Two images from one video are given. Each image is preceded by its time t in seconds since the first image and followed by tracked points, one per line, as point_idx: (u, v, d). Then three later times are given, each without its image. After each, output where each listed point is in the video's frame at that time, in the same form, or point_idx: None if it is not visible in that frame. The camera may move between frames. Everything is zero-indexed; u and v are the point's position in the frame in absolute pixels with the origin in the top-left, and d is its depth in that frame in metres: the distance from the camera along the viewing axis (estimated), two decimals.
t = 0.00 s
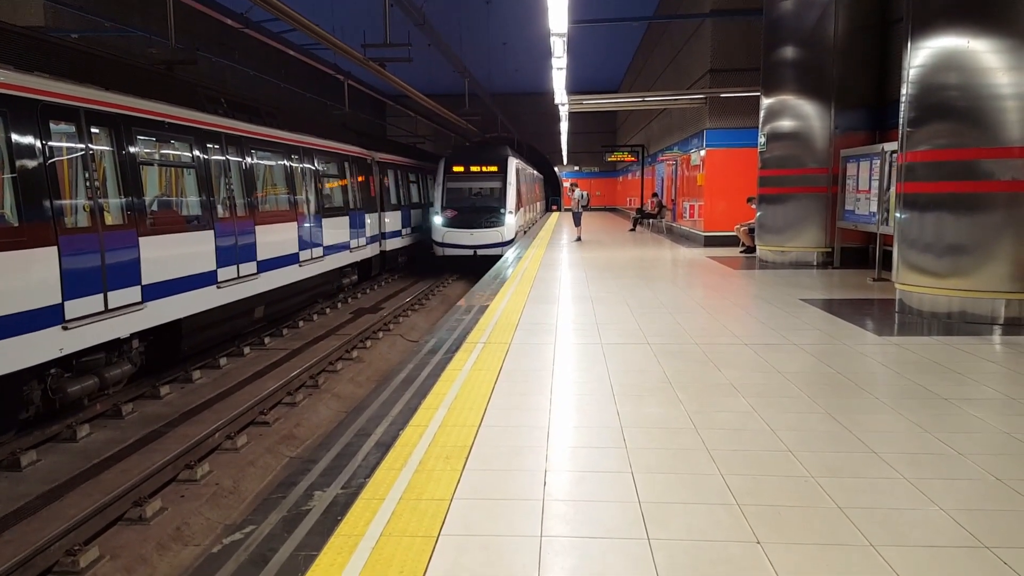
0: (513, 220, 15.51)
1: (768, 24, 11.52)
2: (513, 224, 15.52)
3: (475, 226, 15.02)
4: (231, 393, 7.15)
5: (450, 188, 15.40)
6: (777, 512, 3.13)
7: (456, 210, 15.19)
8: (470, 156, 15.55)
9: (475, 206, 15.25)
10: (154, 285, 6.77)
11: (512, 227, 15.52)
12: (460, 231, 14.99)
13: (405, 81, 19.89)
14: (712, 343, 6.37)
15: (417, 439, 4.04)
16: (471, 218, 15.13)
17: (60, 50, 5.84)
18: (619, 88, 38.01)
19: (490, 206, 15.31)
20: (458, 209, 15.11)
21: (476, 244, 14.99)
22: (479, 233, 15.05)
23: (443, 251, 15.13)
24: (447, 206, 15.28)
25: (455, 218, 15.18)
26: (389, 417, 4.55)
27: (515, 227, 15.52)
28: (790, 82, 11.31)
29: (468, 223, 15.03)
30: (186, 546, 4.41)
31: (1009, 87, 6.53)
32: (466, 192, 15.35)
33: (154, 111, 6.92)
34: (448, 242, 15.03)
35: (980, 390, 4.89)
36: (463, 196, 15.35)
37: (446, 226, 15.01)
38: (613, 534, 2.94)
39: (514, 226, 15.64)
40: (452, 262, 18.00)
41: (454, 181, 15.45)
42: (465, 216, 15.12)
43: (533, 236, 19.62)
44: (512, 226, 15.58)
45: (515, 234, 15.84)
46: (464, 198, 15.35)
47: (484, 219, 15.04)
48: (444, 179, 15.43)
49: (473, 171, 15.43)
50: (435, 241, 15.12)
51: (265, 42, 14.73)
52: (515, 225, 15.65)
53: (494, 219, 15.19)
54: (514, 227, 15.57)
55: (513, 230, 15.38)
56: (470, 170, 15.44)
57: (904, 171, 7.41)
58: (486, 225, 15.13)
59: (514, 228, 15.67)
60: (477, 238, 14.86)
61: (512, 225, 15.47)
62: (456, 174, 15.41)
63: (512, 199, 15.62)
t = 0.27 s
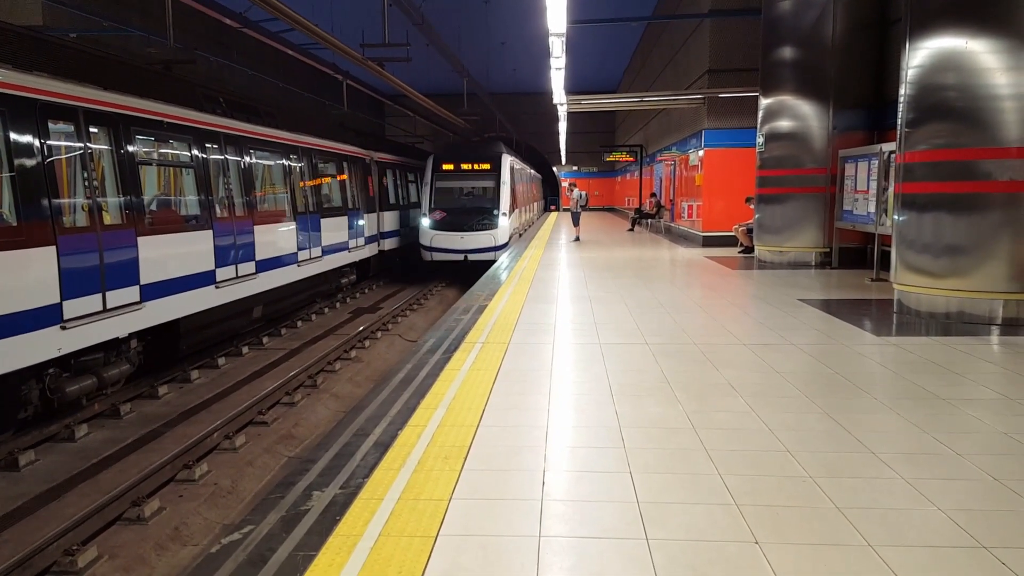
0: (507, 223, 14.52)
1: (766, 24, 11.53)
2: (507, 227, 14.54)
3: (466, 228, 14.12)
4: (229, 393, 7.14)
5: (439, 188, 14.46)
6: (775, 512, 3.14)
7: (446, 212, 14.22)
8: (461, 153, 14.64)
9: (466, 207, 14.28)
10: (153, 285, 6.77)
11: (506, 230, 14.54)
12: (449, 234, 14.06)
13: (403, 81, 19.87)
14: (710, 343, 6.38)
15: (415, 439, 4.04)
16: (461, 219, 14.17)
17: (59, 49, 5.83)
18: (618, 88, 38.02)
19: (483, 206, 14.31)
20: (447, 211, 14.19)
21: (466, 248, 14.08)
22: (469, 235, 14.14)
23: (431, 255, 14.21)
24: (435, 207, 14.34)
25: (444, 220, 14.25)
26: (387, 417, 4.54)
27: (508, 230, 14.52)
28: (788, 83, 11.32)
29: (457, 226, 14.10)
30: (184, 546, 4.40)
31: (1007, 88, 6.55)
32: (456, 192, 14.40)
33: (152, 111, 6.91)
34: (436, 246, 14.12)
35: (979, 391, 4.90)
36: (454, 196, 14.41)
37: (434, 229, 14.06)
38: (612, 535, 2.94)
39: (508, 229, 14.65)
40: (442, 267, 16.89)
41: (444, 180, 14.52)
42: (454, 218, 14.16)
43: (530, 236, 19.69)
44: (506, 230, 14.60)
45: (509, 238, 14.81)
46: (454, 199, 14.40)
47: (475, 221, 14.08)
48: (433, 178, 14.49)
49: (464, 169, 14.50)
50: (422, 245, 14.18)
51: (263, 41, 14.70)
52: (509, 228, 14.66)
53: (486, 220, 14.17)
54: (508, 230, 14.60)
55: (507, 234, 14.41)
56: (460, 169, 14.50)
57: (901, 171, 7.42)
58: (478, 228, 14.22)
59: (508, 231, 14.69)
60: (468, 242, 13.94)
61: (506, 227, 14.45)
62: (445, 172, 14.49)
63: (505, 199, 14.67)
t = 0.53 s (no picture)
0: (502, 226, 13.72)
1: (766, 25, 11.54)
2: (503, 230, 13.79)
3: (458, 232, 13.35)
4: (230, 393, 7.15)
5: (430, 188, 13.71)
6: (775, 512, 3.14)
7: (436, 214, 13.47)
8: (454, 152, 13.94)
9: (458, 208, 13.53)
10: (154, 285, 6.77)
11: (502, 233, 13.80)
12: (439, 239, 13.30)
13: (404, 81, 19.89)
14: (711, 344, 6.38)
15: (416, 440, 4.04)
16: (453, 223, 13.41)
17: (60, 50, 5.83)
18: (618, 88, 38.05)
19: (476, 208, 13.56)
20: (438, 213, 13.43)
21: (458, 253, 13.31)
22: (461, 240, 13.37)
23: (419, 261, 13.46)
24: (425, 208, 13.58)
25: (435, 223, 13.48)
26: (388, 418, 4.53)
27: (503, 235, 13.73)
28: (789, 84, 11.32)
29: (448, 230, 13.33)
30: (185, 547, 4.40)
31: (1007, 89, 6.55)
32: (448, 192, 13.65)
33: (153, 112, 6.92)
34: (425, 251, 13.36)
35: (979, 392, 4.90)
36: (445, 196, 13.66)
37: (424, 234, 13.32)
38: (613, 535, 2.95)
39: (504, 233, 13.88)
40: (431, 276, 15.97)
41: (435, 180, 13.77)
42: (446, 220, 13.41)
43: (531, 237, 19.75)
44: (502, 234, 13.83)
45: (505, 242, 14.02)
46: (446, 200, 13.65)
47: (467, 225, 13.33)
48: (423, 178, 13.76)
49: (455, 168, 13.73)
50: (410, 250, 13.44)
51: (264, 42, 14.70)
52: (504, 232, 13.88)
53: (479, 223, 13.42)
54: (504, 234, 13.82)
55: (502, 238, 13.64)
56: (452, 168, 13.76)
57: (902, 172, 7.43)
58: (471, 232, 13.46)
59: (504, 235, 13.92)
60: (461, 246, 13.19)
61: (501, 230, 13.70)
62: (437, 172, 13.76)
63: (501, 201, 13.93)
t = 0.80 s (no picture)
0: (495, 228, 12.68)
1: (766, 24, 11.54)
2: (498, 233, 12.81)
3: (447, 235, 12.26)
4: (229, 393, 7.14)
5: (418, 187, 12.71)
6: (775, 512, 3.14)
7: (425, 215, 12.44)
8: (444, 148, 12.92)
9: (448, 209, 12.50)
10: (154, 284, 6.77)
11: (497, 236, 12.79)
12: (427, 243, 12.24)
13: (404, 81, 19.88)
14: (711, 343, 6.38)
15: (416, 439, 4.04)
16: (442, 225, 12.36)
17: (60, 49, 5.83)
18: (618, 88, 38.05)
19: (468, 209, 12.56)
20: (426, 215, 12.39)
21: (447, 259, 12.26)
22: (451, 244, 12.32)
23: (405, 267, 12.37)
24: (413, 209, 12.55)
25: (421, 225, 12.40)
26: (388, 417, 4.52)
27: (498, 238, 12.71)
28: (789, 83, 11.32)
29: (437, 233, 12.26)
30: (185, 546, 4.40)
31: (1007, 88, 6.55)
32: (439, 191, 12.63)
33: (154, 111, 6.91)
34: (411, 255, 12.29)
35: (979, 391, 4.89)
36: (435, 196, 12.63)
37: (411, 237, 12.27)
38: (613, 535, 2.94)
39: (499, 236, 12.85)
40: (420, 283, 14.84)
41: (424, 178, 12.76)
42: (435, 222, 12.36)
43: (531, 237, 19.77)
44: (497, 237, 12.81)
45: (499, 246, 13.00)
46: (435, 200, 12.62)
47: (458, 227, 12.28)
48: (410, 176, 12.76)
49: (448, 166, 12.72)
50: (396, 255, 12.37)
51: (264, 41, 14.69)
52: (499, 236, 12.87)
53: (471, 226, 12.38)
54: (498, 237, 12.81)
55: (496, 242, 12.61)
56: (443, 165, 12.75)
57: (902, 171, 7.43)
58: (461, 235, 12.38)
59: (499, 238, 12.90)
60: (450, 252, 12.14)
61: (496, 233, 12.69)
62: (426, 169, 12.75)
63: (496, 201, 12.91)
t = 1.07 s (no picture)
0: (485, 231, 11.64)
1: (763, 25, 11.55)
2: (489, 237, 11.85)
3: (431, 239, 11.24)
4: (226, 392, 7.14)
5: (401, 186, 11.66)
6: (772, 512, 3.14)
7: (408, 217, 11.38)
8: (430, 144, 11.92)
9: (434, 211, 11.46)
10: (150, 284, 6.76)
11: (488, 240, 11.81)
12: (410, 248, 11.24)
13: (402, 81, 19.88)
14: (708, 343, 6.38)
15: (413, 439, 4.04)
16: (426, 228, 11.33)
17: (56, 48, 5.81)
18: (615, 88, 38.07)
19: (456, 210, 11.53)
20: (409, 216, 11.35)
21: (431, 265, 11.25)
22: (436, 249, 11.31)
23: (386, 274, 11.37)
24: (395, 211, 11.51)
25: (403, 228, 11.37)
26: (385, 417, 4.52)
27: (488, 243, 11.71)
28: (785, 84, 11.34)
29: (422, 237, 11.24)
30: (181, 545, 4.39)
31: (1003, 89, 6.58)
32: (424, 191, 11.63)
33: (150, 110, 6.90)
34: (393, 261, 11.30)
35: (976, 391, 4.91)
36: (419, 196, 11.61)
37: (392, 240, 11.26)
38: (610, 535, 2.94)
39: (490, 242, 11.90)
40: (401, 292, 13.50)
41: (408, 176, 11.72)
42: (418, 224, 11.31)
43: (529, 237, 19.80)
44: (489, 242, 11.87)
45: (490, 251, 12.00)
46: (420, 201, 11.57)
47: (444, 230, 11.26)
48: (392, 174, 11.72)
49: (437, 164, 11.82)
50: (375, 261, 11.38)
51: (262, 41, 14.69)
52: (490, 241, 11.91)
53: (459, 228, 11.36)
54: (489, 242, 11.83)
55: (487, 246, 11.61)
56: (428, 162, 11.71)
57: (898, 171, 7.45)
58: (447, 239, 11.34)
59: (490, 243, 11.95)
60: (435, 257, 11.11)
61: (487, 237, 11.71)
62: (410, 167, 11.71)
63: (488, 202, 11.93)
